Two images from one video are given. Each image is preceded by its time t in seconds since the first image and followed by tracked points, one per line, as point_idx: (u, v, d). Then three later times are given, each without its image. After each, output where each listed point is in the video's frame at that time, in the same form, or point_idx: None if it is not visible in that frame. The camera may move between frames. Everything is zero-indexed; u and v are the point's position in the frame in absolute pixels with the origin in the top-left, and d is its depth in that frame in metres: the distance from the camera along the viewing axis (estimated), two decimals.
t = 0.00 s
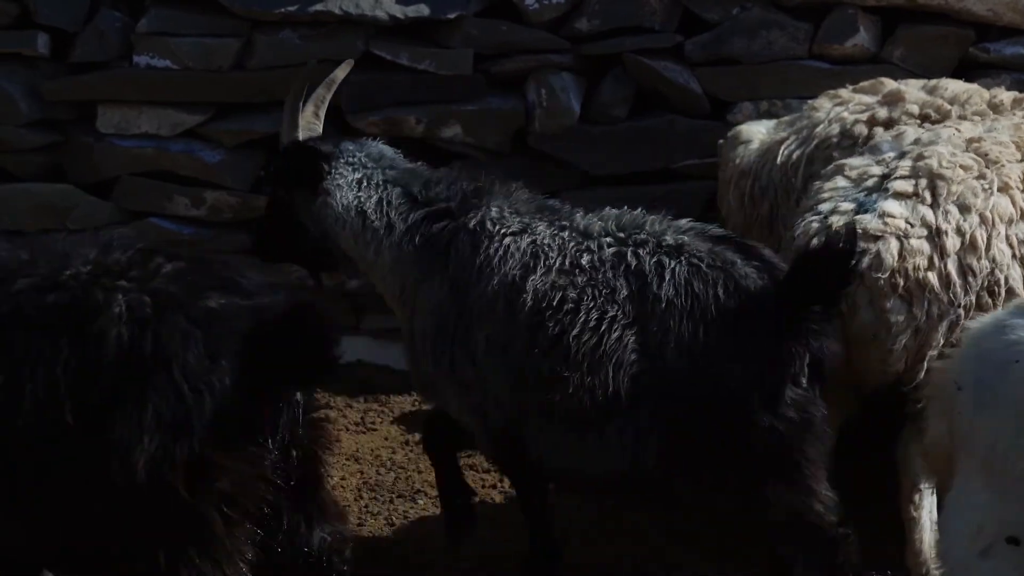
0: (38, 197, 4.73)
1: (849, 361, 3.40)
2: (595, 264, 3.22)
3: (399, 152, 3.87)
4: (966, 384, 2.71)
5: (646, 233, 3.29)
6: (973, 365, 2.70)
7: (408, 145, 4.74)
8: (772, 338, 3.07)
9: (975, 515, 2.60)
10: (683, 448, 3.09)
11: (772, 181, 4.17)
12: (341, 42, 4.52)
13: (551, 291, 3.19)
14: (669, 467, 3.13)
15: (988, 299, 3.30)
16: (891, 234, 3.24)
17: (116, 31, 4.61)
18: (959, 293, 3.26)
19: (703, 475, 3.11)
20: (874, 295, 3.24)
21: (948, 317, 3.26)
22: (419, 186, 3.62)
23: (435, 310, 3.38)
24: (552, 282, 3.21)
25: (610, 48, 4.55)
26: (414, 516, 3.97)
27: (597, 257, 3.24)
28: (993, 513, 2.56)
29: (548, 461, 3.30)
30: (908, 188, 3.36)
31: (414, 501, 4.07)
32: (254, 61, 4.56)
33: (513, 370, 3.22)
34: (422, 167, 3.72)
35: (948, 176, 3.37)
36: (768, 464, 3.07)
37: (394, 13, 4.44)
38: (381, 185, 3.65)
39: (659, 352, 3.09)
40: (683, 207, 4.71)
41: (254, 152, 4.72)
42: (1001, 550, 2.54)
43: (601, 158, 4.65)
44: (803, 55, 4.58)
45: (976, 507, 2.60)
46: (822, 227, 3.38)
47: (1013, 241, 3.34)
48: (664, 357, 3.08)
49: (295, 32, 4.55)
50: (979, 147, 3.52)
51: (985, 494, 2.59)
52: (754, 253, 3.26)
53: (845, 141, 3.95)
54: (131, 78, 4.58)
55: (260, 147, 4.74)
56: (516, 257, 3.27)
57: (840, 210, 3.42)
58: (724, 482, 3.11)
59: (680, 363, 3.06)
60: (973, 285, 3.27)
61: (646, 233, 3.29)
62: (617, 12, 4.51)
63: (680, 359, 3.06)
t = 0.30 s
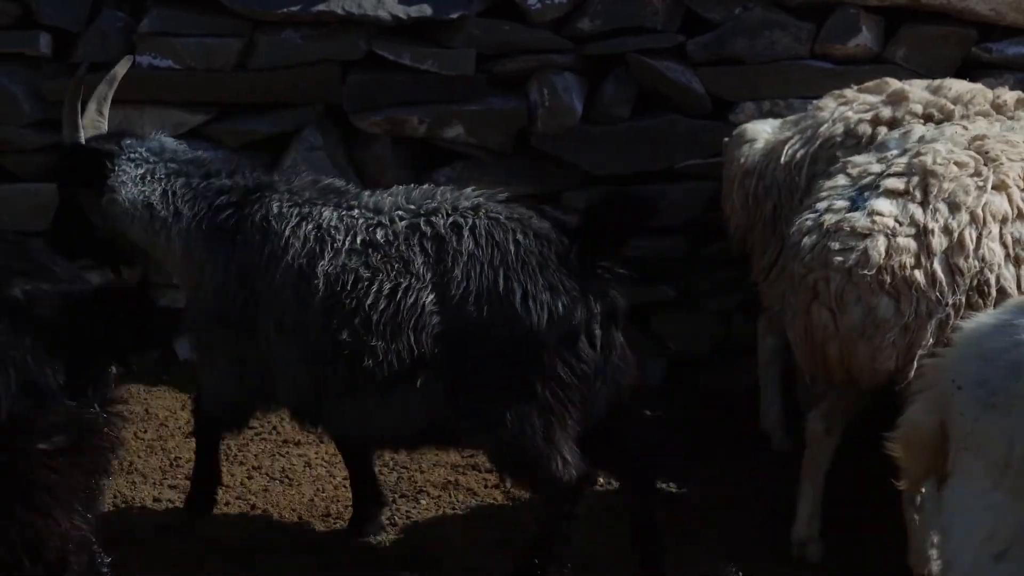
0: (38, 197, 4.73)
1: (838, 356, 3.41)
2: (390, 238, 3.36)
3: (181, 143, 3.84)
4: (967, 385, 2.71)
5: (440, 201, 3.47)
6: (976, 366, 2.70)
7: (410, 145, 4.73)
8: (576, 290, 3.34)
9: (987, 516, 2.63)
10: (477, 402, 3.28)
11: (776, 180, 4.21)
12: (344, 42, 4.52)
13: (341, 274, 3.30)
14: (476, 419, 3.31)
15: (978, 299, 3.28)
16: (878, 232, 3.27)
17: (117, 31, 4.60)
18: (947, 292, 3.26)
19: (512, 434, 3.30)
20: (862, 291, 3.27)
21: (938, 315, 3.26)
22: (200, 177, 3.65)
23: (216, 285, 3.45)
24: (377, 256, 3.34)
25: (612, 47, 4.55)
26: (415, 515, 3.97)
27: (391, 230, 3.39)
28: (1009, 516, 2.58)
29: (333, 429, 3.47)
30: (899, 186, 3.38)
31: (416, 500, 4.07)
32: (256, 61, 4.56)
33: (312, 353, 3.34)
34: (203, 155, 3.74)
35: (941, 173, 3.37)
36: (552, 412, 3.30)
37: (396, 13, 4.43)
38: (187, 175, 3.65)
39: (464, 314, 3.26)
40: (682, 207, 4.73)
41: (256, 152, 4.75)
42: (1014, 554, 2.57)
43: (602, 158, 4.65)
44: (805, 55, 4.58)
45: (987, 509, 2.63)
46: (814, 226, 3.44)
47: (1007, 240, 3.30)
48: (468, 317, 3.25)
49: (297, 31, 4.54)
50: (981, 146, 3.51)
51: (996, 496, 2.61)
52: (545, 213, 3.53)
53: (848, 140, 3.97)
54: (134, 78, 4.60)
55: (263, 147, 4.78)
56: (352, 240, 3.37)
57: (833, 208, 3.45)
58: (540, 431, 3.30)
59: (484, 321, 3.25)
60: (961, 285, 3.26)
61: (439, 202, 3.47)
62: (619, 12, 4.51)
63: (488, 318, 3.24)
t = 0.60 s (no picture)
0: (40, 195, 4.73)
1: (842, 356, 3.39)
2: (211, 216, 3.40)
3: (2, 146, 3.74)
4: (970, 381, 2.74)
5: (256, 185, 3.51)
6: (983, 363, 2.74)
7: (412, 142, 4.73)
8: (394, 268, 3.42)
9: (989, 517, 2.65)
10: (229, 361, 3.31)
11: (778, 178, 4.22)
12: (345, 39, 4.52)
13: (166, 245, 3.34)
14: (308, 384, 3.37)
15: (983, 301, 3.25)
16: (883, 233, 3.27)
17: (118, 29, 4.60)
18: (949, 294, 3.23)
19: (333, 387, 3.35)
20: (866, 292, 3.26)
21: (941, 317, 3.23)
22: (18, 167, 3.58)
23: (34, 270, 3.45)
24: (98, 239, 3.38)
25: (613, 45, 4.55)
26: (415, 511, 3.95)
27: (211, 210, 3.42)
28: (1013, 517, 2.60)
29: (177, 409, 3.50)
30: (906, 186, 3.37)
31: (416, 497, 4.06)
32: (258, 58, 4.57)
33: (138, 332, 3.36)
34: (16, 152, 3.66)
35: (948, 173, 3.38)
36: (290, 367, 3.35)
37: (397, 10, 4.44)
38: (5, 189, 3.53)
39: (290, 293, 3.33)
40: (686, 204, 4.72)
41: (258, 150, 4.72)
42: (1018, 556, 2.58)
43: (603, 155, 4.63)
44: (806, 52, 4.58)
45: (992, 510, 2.65)
46: (820, 225, 3.42)
47: (1014, 242, 3.28)
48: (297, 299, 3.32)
49: (298, 29, 4.54)
50: (991, 145, 3.52)
51: (1002, 497, 2.63)
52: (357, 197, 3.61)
53: (850, 138, 3.99)
54: (134, 75, 4.58)
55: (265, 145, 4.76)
56: (115, 220, 3.38)
57: (840, 207, 3.45)
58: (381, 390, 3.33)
59: (316, 303, 3.32)
60: (966, 288, 3.24)
61: (255, 186, 3.51)
62: (620, 9, 4.52)
63: (321, 298, 3.32)
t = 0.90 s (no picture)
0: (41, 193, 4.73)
1: (843, 354, 3.42)
2: None
3: None
4: (973, 378, 2.74)
5: (36, 164, 3.62)
6: (987, 361, 2.72)
7: (412, 141, 4.72)
8: (177, 242, 3.66)
9: (993, 517, 2.65)
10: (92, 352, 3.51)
11: (779, 176, 4.23)
12: (344, 37, 4.52)
13: None
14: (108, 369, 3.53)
15: (981, 299, 3.23)
16: (879, 233, 3.28)
17: (118, 27, 4.61)
18: (947, 294, 3.23)
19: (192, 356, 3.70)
20: (860, 291, 3.29)
21: (937, 316, 3.23)
22: None
23: None
24: None
25: (613, 43, 4.56)
26: (414, 508, 3.94)
27: None
28: (1017, 518, 2.59)
29: None
30: (905, 185, 3.37)
31: (416, 495, 4.05)
32: (257, 56, 4.57)
33: None
34: None
35: (949, 172, 3.37)
36: (155, 341, 3.57)
37: (396, 8, 4.46)
38: None
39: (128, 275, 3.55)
40: (686, 203, 4.71)
41: (259, 148, 4.72)
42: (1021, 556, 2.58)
43: (602, 153, 4.63)
44: (806, 50, 4.57)
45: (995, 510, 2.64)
46: (818, 222, 3.45)
47: (1013, 242, 3.26)
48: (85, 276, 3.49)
49: (298, 27, 4.54)
50: (995, 144, 3.50)
51: (1005, 497, 2.63)
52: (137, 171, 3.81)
53: (852, 135, 4.01)
54: (134, 73, 4.58)
55: (265, 143, 4.76)
56: None
57: (840, 206, 3.45)
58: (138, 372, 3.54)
59: (89, 273, 3.49)
60: (961, 286, 3.23)
61: (35, 164, 3.62)
62: (619, 7, 4.51)
63: (97, 269, 3.50)
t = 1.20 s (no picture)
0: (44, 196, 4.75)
1: (829, 344, 3.47)
2: None
3: None
4: (975, 381, 2.74)
5: None
6: (990, 365, 2.72)
7: (413, 142, 4.72)
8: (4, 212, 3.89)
9: (996, 522, 2.65)
10: None
11: (779, 178, 4.24)
12: (345, 39, 4.53)
13: None
14: None
15: (959, 296, 3.15)
16: (858, 227, 3.30)
17: (120, 29, 4.61)
18: (924, 287, 3.19)
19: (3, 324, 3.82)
20: (839, 283, 3.33)
21: (913, 309, 3.21)
22: None
23: None
24: None
25: (614, 45, 4.56)
26: (415, 510, 3.94)
27: None
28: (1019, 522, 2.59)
29: None
30: (889, 180, 3.39)
31: (416, 497, 4.05)
32: (258, 58, 4.57)
33: None
34: None
35: (932, 167, 3.35)
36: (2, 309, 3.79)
37: (397, 9, 4.46)
38: None
39: None
40: (686, 204, 4.71)
41: (259, 150, 4.73)
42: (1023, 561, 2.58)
43: (602, 155, 4.63)
44: (806, 52, 4.57)
45: (998, 514, 2.64)
46: (805, 214, 3.51)
47: (998, 239, 3.15)
48: None
49: (299, 29, 4.55)
50: (988, 141, 3.46)
51: (1008, 501, 2.63)
52: None
53: (852, 136, 4.01)
54: (135, 75, 4.59)
55: (266, 145, 4.76)
56: None
57: (828, 198, 3.49)
58: None
59: None
60: (938, 280, 3.18)
61: None
62: (620, 9, 4.51)
63: None
